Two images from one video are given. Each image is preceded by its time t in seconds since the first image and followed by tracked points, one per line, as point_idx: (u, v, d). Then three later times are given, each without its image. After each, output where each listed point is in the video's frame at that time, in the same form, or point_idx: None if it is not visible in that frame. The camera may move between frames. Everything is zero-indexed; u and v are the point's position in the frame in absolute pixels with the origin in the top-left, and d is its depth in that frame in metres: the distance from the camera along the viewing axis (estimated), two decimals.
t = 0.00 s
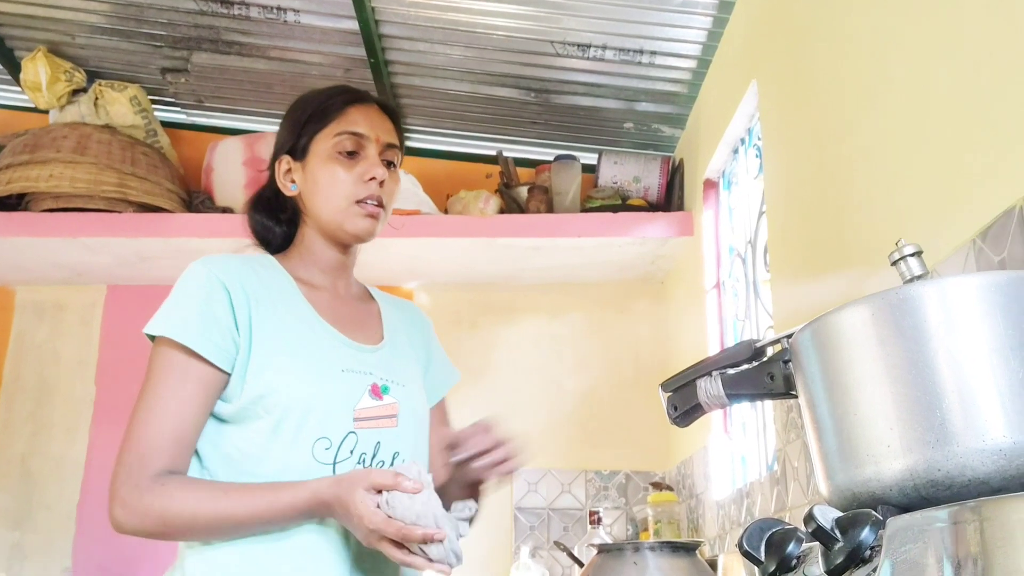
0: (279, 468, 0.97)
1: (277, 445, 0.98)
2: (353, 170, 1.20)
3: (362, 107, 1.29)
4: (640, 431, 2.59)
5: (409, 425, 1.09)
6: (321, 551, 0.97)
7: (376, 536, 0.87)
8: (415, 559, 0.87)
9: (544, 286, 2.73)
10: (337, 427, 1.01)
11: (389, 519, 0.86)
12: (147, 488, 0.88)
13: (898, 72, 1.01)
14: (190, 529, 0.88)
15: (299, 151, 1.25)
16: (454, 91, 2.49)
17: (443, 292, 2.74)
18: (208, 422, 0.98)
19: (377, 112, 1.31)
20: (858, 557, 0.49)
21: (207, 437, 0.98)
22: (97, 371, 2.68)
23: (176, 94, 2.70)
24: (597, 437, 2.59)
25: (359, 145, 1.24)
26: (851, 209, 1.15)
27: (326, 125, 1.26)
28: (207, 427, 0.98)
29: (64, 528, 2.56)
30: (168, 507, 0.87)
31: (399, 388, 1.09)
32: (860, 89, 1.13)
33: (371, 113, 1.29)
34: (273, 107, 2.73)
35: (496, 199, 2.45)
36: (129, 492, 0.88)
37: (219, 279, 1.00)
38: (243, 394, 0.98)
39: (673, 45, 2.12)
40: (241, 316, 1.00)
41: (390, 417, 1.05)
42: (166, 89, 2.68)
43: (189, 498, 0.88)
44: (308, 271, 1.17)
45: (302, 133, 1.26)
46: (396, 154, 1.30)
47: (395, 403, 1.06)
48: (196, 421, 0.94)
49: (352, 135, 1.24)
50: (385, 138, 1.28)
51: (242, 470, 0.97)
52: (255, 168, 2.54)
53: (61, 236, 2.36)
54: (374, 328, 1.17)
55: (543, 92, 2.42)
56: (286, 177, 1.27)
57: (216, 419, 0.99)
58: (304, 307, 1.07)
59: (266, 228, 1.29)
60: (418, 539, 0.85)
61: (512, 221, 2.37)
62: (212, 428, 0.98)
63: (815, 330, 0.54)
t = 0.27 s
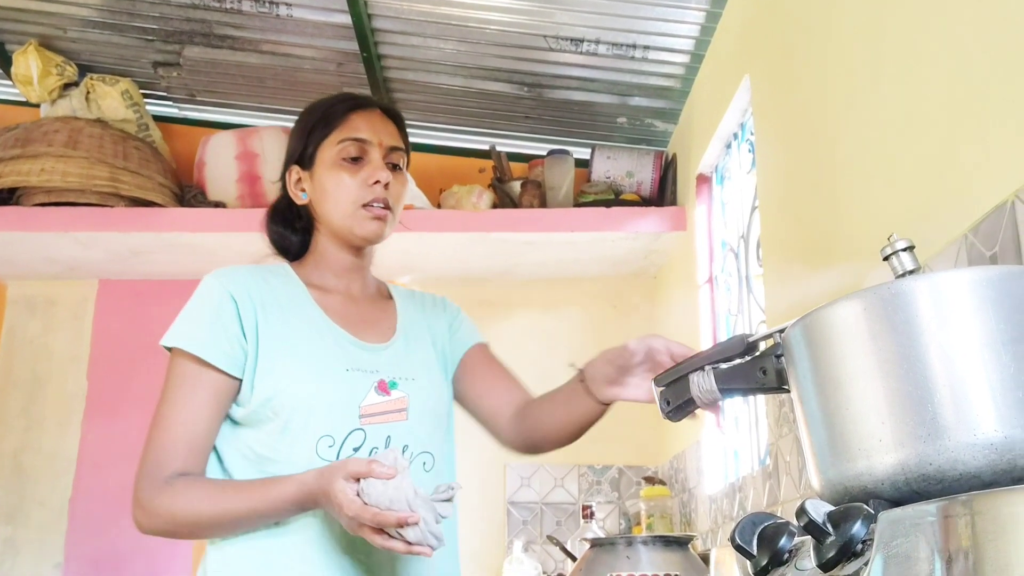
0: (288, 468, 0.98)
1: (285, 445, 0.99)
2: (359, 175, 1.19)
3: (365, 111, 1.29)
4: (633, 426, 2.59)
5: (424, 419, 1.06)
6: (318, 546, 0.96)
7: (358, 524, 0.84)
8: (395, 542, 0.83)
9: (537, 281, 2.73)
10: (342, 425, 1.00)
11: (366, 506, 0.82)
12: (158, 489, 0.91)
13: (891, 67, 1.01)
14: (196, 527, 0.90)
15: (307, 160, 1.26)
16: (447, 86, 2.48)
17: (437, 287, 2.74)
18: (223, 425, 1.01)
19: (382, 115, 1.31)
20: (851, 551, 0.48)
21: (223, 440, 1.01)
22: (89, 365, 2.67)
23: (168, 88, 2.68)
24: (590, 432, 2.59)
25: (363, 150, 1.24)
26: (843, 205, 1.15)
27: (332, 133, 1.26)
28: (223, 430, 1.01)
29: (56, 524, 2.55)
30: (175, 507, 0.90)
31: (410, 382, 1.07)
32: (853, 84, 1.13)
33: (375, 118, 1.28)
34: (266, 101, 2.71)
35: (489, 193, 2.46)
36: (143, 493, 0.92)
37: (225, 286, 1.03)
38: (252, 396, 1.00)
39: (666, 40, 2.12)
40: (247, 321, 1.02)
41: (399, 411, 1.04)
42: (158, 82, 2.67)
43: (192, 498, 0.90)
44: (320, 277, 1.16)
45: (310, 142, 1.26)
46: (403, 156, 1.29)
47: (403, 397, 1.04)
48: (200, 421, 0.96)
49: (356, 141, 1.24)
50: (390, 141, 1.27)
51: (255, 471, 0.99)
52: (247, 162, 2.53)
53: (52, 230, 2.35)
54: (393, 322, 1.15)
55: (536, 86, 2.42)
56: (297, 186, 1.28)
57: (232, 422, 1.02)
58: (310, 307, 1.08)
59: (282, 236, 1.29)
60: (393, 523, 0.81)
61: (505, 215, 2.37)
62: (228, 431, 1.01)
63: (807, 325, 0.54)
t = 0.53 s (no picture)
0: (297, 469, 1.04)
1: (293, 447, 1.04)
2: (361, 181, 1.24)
3: (366, 117, 1.32)
4: (629, 420, 2.60)
5: (433, 416, 1.09)
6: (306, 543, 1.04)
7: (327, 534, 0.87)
8: (359, 558, 0.87)
9: (533, 275, 2.73)
10: (343, 425, 1.04)
11: (337, 519, 0.86)
12: (180, 491, 1.00)
13: (887, 62, 1.01)
14: (207, 529, 0.98)
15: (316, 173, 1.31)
16: (443, 80, 2.48)
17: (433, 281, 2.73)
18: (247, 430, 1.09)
19: (383, 117, 1.34)
20: (845, 545, 0.48)
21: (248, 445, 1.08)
22: (84, 360, 2.67)
23: (163, 82, 2.67)
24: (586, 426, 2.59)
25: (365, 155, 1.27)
26: (838, 199, 1.15)
27: (334, 143, 1.30)
28: (247, 435, 1.09)
29: (52, 518, 2.54)
30: (189, 510, 0.98)
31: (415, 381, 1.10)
32: (848, 79, 1.13)
33: (373, 123, 1.31)
34: (261, 95, 2.71)
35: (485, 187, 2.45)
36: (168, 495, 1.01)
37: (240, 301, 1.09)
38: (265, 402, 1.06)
39: (663, 34, 2.12)
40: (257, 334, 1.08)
41: (405, 410, 1.07)
42: (153, 76, 2.66)
43: (203, 503, 0.98)
44: (338, 283, 1.21)
45: (316, 155, 1.31)
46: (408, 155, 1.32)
47: (409, 395, 1.08)
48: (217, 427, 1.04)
49: (355, 149, 1.27)
50: (392, 143, 1.30)
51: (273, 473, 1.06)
52: (242, 156, 2.52)
53: (47, 225, 2.34)
54: (407, 324, 1.18)
55: (531, 80, 2.42)
56: (311, 199, 1.33)
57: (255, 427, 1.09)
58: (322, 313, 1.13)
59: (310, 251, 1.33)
60: (360, 537, 0.85)
61: (501, 209, 2.37)
62: (252, 436, 1.09)
63: (800, 319, 0.54)
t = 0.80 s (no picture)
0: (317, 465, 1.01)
1: (313, 443, 1.02)
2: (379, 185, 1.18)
3: (387, 117, 1.25)
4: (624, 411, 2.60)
5: (450, 410, 1.05)
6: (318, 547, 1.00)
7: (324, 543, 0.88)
8: (352, 566, 0.86)
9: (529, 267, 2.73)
10: (361, 421, 1.02)
11: (328, 529, 0.86)
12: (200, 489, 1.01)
13: (882, 55, 1.01)
14: (227, 525, 0.98)
15: (335, 175, 1.24)
16: (438, 71, 2.47)
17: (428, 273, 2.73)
18: (269, 429, 1.08)
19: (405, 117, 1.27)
20: (839, 537, 0.48)
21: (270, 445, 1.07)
22: (78, 352, 2.66)
23: (157, 73, 2.66)
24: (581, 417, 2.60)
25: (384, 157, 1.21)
26: (833, 191, 1.15)
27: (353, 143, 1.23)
28: (269, 434, 1.07)
29: (47, 510, 2.54)
30: (208, 506, 0.99)
31: (432, 375, 1.06)
32: (843, 71, 1.13)
33: (394, 126, 1.24)
34: (256, 87, 2.69)
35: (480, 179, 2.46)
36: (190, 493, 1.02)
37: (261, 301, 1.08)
38: (285, 399, 1.04)
39: (658, 26, 2.11)
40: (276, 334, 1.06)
41: (422, 403, 1.04)
42: (147, 68, 2.65)
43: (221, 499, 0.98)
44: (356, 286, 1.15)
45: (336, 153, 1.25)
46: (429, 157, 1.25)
47: (425, 389, 1.05)
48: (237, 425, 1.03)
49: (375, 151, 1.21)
50: (412, 144, 1.23)
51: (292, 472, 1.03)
52: (237, 147, 2.51)
53: (41, 216, 2.33)
54: (425, 319, 1.13)
55: (527, 72, 2.41)
56: (330, 201, 1.26)
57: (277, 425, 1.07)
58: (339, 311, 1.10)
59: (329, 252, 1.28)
60: (349, 549, 0.85)
61: (496, 202, 2.37)
62: (274, 435, 1.07)
63: (795, 312, 0.54)
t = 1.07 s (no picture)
0: (326, 451, 0.97)
1: (322, 428, 0.98)
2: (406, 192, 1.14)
3: (431, 126, 1.20)
4: (615, 400, 2.61)
5: (457, 389, 1.03)
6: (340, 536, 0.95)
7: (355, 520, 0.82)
8: (385, 542, 0.80)
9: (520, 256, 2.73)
10: (374, 402, 0.98)
11: (364, 505, 0.81)
12: (205, 477, 0.95)
13: (873, 43, 1.01)
14: (238, 513, 0.93)
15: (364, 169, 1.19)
16: (429, 59, 2.46)
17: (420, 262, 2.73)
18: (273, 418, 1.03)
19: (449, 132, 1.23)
20: (829, 524, 0.48)
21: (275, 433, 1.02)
22: (68, 341, 2.65)
23: (146, 60, 2.64)
24: (572, 405, 2.60)
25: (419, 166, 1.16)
26: (824, 180, 1.15)
27: (391, 142, 1.18)
28: (274, 421, 1.03)
29: (37, 499, 2.53)
30: (215, 494, 0.93)
31: (438, 357, 1.04)
32: (835, 60, 1.13)
33: (435, 135, 1.19)
34: (245, 74, 2.68)
35: (472, 167, 2.46)
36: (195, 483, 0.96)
37: (270, 286, 1.05)
38: (294, 385, 1.00)
39: (650, 14, 2.11)
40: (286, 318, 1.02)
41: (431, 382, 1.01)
42: (136, 55, 2.62)
43: (231, 488, 0.93)
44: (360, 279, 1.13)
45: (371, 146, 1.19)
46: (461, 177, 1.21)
47: (432, 368, 1.02)
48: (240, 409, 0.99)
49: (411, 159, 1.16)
50: (450, 161, 1.19)
51: (298, 460, 0.98)
52: (228, 135, 2.49)
53: (29, 204, 2.31)
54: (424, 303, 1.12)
55: (518, 60, 2.40)
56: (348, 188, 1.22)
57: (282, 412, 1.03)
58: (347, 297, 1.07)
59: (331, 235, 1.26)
60: (385, 525, 0.79)
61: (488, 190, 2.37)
62: (278, 422, 1.03)
63: (786, 300, 0.55)
